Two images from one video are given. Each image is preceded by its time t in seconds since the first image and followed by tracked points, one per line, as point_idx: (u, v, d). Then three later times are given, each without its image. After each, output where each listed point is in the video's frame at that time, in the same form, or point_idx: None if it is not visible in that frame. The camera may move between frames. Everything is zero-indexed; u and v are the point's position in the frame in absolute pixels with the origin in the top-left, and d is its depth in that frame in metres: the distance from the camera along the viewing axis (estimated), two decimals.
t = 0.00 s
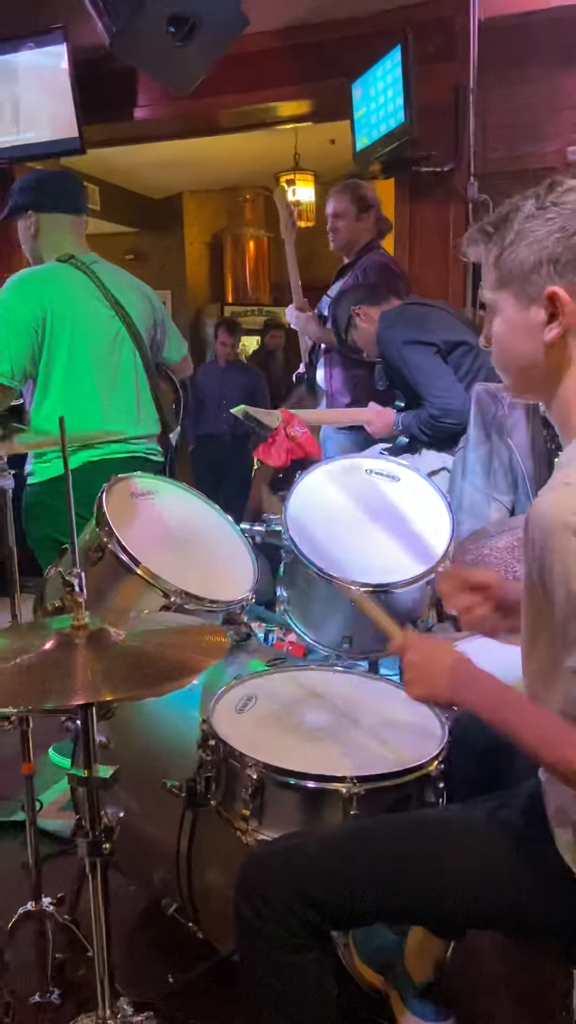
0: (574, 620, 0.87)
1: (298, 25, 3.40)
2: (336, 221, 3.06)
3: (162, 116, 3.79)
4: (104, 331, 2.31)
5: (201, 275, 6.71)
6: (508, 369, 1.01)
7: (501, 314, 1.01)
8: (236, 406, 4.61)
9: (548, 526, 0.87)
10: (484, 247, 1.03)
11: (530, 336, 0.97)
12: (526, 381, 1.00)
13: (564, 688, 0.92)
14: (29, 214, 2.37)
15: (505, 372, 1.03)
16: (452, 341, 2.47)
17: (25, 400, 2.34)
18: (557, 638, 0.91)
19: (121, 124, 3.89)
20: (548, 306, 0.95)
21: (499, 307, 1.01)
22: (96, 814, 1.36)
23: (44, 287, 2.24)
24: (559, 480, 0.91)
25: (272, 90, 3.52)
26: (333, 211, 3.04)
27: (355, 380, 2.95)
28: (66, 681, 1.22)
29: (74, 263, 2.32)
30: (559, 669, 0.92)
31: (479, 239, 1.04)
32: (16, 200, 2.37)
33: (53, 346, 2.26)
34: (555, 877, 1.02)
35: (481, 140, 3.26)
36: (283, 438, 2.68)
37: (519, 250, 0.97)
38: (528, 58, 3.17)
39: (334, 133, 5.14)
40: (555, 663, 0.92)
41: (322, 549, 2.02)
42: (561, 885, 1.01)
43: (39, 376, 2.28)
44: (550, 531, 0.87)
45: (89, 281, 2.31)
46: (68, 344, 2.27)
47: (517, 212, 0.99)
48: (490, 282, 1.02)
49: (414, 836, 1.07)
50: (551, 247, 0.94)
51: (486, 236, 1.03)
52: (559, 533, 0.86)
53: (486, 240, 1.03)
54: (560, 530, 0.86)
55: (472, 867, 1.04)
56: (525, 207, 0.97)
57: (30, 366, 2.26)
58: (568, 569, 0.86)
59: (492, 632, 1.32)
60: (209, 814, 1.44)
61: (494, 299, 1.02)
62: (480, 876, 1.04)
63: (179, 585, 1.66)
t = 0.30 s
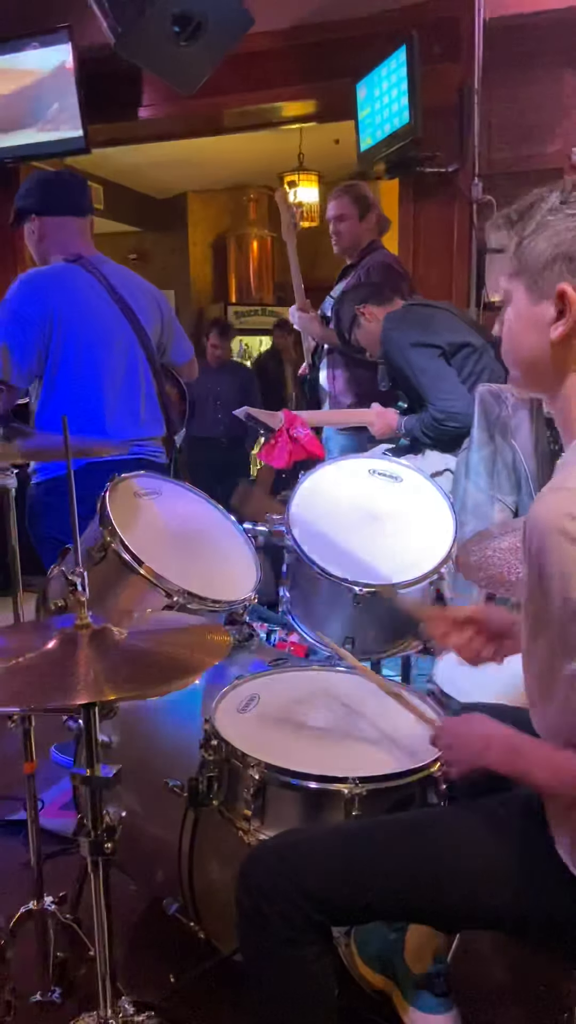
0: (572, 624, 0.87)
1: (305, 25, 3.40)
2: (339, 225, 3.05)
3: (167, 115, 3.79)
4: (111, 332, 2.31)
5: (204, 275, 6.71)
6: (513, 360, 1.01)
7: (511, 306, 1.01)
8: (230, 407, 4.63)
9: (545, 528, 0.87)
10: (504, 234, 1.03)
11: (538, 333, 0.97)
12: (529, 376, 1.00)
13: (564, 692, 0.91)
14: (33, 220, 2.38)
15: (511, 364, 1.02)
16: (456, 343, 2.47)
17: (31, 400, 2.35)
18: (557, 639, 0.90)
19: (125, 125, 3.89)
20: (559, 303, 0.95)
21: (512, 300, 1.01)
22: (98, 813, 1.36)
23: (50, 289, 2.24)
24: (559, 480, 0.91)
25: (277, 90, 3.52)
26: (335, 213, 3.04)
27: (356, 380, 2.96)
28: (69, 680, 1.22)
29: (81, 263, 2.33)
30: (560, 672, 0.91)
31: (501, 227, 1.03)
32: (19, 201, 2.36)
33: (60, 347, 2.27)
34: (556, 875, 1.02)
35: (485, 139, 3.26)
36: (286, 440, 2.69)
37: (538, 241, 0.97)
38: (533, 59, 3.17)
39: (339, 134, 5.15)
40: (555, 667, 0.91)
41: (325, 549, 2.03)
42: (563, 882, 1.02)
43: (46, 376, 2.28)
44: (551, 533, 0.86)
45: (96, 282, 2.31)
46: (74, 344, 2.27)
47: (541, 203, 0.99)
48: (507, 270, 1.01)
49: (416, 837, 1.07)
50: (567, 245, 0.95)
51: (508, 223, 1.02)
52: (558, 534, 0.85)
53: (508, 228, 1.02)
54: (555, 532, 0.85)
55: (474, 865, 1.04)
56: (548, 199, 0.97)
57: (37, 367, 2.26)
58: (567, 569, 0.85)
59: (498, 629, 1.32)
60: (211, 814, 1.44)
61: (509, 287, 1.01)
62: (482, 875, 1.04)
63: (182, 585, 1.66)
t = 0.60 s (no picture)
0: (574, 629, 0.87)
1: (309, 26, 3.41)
2: (344, 223, 3.06)
3: (170, 116, 3.79)
4: (115, 332, 2.31)
5: (207, 275, 6.72)
6: (522, 367, 1.01)
7: (518, 313, 1.01)
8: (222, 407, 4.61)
9: (549, 532, 0.87)
10: (506, 241, 1.03)
11: (545, 337, 0.97)
12: (539, 381, 1.00)
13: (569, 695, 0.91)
14: (43, 215, 2.38)
15: (521, 371, 1.02)
16: (463, 349, 2.48)
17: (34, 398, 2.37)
18: (561, 644, 0.90)
19: (128, 125, 3.89)
20: (565, 308, 0.95)
21: (518, 306, 1.01)
22: (100, 813, 1.36)
23: (52, 289, 2.25)
24: (562, 486, 0.91)
25: (280, 91, 3.52)
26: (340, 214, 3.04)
27: (358, 381, 2.96)
28: (72, 679, 1.22)
29: (84, 263, 2.33)
30: (564, 678, 0.91)
31: (504, 234, 1.04)
32: (29, 199, 2.38)
33: (62, 346, 2.27)
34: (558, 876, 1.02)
35: (489, 140, 3.26)
36: (288, 441, 2.67)
37: (541, 248, 0.97)
38: (537, 61, 3.17)
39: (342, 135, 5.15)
40: (557, 674, 0.91)
41: (328, 550, 2.03)
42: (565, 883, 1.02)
43: (47, 375, 2.30)
44: (555, 537, 0.86)
45: (99, 282, 2.32)
46: (76, 344, 2.27)
47: (544, 208, 0.99)
48: (512, 278, 1.02)
49: (417, 838, 1.07)
50: (570, 249, 0.95)
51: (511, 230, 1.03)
52: (561, 537, 0.86)
53: (511, 233, 1.03)
54: (557, 537, 0.86)
55: (477, 865, 1.04)
56: (551, 204, 0.97)
57: (36, 366, 2.28)
58: (568, 573, 0.85)
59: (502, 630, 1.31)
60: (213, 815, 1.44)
61: (515, 295, 1.01)
62: (485, 876, 1.04)
63: (185, 585, 1.67)
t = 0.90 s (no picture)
0: (569, 628, 0.86)
1: (310, 26, 3.41)
2: (346, 222, 3.06)
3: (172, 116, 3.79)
4: (116, 333, 2.31)
5: (207, 275, 6.71)
6: (519, 368, 1.01)
7: (515, 315, 1.01)
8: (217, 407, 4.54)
9: (545, 531, 0.86)
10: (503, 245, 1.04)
11: (543, 339, 0.97)
12: (537, 382, 1.00)
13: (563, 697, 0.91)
14: (43, 216, 2.38)
15: (519, 372, 1.02)
16: (463, 352, 2.47)
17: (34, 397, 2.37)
18: (555, 644, 0.90)
19: (129, 125, 3.89)
20: (562, 309, 0.94)
21: (516, 307, 1.01)
22: (98, 814, 1.36)
23: (55, 290, 2.24)
24: (559, 486, 0.91)
25: (280, 92, 3.52)
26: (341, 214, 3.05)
27: (356, 381, 2.97)
28: (70, 679, 1.22)
29: (89, 264, 2.33)
30: (559, 679, 0.91)
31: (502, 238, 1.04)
32: (31, 201, 2.38)
33: (64, 347, 2.28)
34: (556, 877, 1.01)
35: (489, 140, 3.26)
36: (288, 442, 2.66)
37: (537, 251, 0.97)
38: (537, 61, 3.17)
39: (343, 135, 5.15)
40: (554, 676, 0.91)
41: (327, 551, 2.03)
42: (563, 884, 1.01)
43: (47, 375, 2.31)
44: (551, 536, 0.86)
45: (103, 283, 2.31)
46: (77, 344, 2.27)
47: (541, 210, 0.99)
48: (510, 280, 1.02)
49: (415, 839, 1.07)
50: (568, 249, 0.95)
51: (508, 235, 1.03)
52: (555, 537, 0.85)
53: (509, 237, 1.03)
54: (554, 538, 0.86)
55: (474, 865, 1.04)
56: (548, 207, 0.97)
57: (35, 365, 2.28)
58: (563, 573, 0.85)
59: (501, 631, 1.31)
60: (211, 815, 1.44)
61: (513, 297, 1.01)
62: (482, 877, 1.03)
63: (184, 585, 1.66)
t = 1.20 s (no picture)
0: (568, 621, 0.86)
1: (309, 27, 3.41)
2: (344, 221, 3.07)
3: (172, 116, 3.79)
4: (115, 332, 2.31)
5: (207, 275, 6.72)
6: (513, 372, 1.01)
7: (507, 320, 1.01)
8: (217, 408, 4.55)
9: (547, 526, 0.86)
10: (495, 249, 1.04)
11: (536, 344, 0.97)
12: (530, 384, 1.00)
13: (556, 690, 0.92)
14: (44, 214, 2.39)
15: (512, 374, 1.02)
16: (463, 354, 2.46)
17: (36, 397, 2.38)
18: (551, 639, 0.90)
19: (129, 125, 3.89)
20: (554, 314, 0.94)
21: (507, 311, 1.01)
22: (99, 813, 1.36)
23: (52, 289, 2.25)
24: (558, 483, 0.91)
25: (281, 92, 3.52)
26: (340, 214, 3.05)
27: (355, 381, 2.97)
28: (71, 678, 1.22)
29: (85, 263, 2.33)
30: (554, 673, 0.91)
31: (492, 244, 1.05)
32: (32, 199, 2.38)
33: (63, 346, 2.28)
34: (557, 875, 1.02)
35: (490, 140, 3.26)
36: (288, 442, 2.66)
37: (530, 252, 0.97)
38: (537, 61, 3.17)
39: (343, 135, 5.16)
40: (550, 671, 0.92)
41: (328, 550, 2.03)
42: (564, 881, 1.02)
43: (48, 375, 2.32)
44: (552, 533, 0.86)
45: (100, 282, 2.31)
46: (76, 344, 2.28)
47: (526, 218, 1.00)
48: (500, 285, 1.02)
49: (415, 838, 1.07)
50: (558, 254, 0.95)
51: (498, 239, 1.04)
52: (556, 534, 0.85)
53: (497, 245, 1.04)
54: (555, 537, 0.86)
55: (475, 864, 1.04)
56: (534, 212, 0.98)
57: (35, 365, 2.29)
58: (562, 570, 0.85)
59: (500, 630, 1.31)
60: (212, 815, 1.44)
61: (503, 302, 1.01)
62: (482, 876, 1.04)
63: (184, 584, 1.66)
